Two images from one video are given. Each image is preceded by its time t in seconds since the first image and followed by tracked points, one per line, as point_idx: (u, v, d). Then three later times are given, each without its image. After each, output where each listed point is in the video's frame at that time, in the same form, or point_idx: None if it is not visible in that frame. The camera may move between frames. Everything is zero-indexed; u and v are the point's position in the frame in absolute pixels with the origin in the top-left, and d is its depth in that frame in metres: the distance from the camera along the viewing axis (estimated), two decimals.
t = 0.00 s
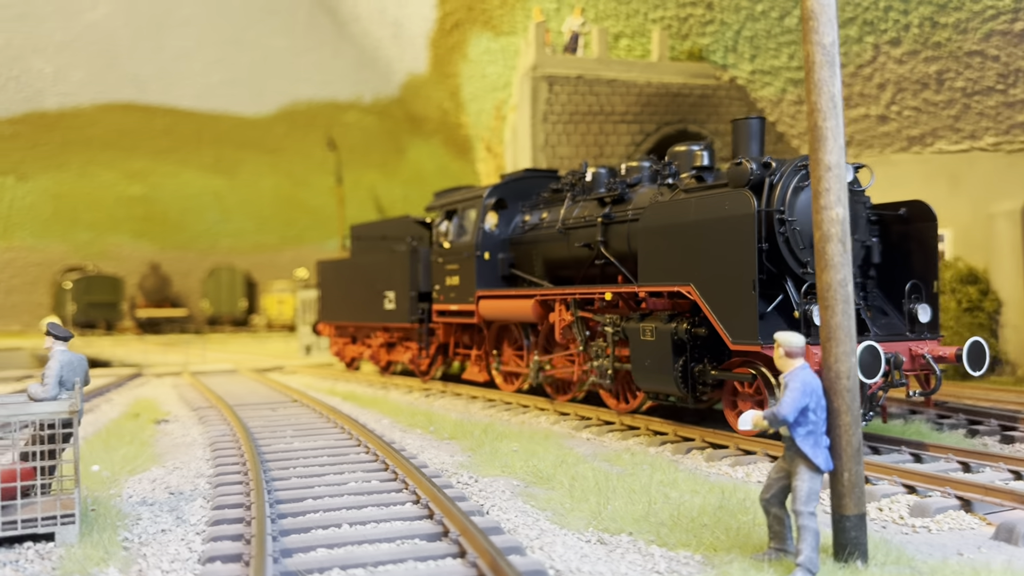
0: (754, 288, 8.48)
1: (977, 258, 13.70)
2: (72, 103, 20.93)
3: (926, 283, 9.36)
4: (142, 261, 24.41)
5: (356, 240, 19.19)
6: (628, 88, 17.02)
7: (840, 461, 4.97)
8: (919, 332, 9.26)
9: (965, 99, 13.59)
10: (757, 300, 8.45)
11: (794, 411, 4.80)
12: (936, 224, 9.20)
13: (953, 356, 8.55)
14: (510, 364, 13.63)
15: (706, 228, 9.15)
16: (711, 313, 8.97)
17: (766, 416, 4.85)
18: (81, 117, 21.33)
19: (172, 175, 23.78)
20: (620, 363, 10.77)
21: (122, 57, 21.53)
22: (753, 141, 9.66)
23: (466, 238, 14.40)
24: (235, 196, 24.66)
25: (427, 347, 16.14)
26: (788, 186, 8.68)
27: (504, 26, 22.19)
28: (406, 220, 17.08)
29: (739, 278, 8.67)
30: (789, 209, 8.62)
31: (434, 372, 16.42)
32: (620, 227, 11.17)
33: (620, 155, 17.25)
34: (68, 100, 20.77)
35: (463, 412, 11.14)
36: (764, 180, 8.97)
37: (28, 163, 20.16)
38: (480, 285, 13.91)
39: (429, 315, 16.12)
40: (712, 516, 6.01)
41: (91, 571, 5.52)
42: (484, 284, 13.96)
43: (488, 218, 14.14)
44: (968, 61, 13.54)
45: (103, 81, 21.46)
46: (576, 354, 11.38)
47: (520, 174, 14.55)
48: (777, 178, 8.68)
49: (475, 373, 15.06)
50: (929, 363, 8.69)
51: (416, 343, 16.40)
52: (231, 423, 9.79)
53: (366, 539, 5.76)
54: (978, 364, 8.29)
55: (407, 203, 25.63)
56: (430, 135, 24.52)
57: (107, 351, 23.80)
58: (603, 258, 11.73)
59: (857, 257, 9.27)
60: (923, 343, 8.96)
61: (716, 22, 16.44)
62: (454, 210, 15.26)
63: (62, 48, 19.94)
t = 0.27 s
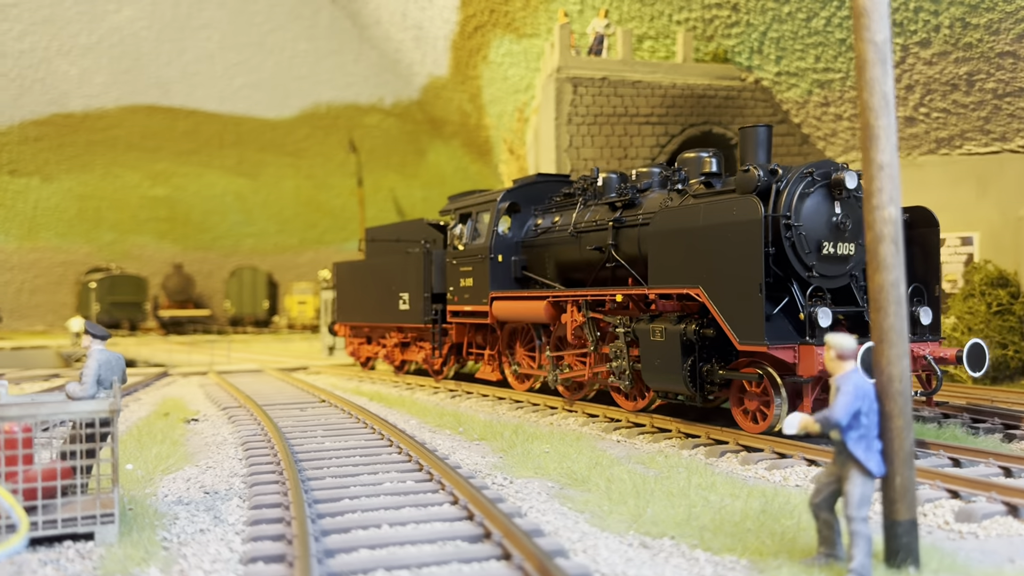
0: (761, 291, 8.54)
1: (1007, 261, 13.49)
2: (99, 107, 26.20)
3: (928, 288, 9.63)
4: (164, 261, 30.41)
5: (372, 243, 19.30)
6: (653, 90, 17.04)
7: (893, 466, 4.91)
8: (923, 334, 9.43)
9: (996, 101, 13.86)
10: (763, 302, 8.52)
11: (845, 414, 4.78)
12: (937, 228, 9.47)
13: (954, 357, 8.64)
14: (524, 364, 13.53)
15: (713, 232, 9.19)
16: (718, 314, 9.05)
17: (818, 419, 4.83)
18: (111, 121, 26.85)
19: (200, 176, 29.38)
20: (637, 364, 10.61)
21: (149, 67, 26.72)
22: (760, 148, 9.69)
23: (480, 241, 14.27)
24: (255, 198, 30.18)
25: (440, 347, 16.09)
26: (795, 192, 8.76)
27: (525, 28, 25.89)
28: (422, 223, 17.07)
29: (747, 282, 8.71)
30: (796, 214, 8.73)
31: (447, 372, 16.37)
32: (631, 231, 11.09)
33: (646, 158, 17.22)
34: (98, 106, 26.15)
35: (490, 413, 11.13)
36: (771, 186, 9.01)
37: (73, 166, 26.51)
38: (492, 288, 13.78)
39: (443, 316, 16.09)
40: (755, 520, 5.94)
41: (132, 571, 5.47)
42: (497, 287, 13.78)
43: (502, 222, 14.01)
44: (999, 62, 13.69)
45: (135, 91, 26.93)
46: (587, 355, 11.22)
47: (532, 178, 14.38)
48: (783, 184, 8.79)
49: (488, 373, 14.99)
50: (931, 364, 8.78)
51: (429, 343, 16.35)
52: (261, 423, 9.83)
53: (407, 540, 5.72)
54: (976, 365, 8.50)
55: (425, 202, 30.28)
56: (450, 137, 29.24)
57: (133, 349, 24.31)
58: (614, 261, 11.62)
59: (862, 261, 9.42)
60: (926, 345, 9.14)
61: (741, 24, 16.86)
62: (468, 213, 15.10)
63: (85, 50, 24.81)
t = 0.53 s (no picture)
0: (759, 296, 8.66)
1: None
2: (117, 109, 33.31)
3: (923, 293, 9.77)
4: (183, 262, 34.60)
5: (382, 246, 19.28)
6: (673, 92, 16.98)
7: (933, 475, 4.85)
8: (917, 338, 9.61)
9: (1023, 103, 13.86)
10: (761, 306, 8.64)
11: (886, 422, 4.72)
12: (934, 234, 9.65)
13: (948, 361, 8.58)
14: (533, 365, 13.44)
15: (714, 238, 9.35)
16: (717, 317, 9.19)
17: (858, 427, 4.77)
18: (128, 122, 33.69)
19: (217, 179, 34.79)
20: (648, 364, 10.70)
21: (168, 69, 33.92)
22: (760, 156, 9.95)
23: (487, 245, 14.27)
24: (274, 202, 35.16)
25: (448, 348, 15.99)
26: (794, 200, 8.86)
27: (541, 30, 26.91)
28: (430, 226, 17.03)
29: (746, 288, 8.83)
30: (793, 221, 8.85)
31: (454, 372, 16.30)
32: (635, 236, 11.17)
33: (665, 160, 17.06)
34: (116, 107, 33.26)
35: (511, 416, 11.11)
36: (770, 194, 9.09)
37: (93, 170, 33.19)
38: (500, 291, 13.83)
39: (450, 318, 15.97)
40: (788, 528, 5.88)
41: (160, 574, 5.43)
42: (504, 290, 13.86)
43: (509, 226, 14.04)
44: None
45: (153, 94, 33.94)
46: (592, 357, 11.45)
47: (539, 182, 14.39)
48: (782, 193, 8.89)
49: (495, 374, 14.94)
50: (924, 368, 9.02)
51: (436, 343, 16.27)
52: (283, 424, 9.84)
53: (436, 545, 5.68)
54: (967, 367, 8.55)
55: (439, 203, 35.03)
56: (465, 141, 34.69)
57: (152, 348, 24.57)
58: (619, 265, 11.70)
59: (860, 267, 9.52)
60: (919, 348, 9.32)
61: (763, 26, 16.84)
62: (475, 217, 15.10)
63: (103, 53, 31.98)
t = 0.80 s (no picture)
0: (756, 298, 8.87)
1: None
2: (133, 109, 33.96)
3: (917, 295, 10.06)
4: (198, 261, 34.97)
5: (390, 248, 19.24)
6: (692, 93, 16.94)
7: (971, 479, 4.77)
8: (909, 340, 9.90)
9: None
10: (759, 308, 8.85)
11: (923, 424, 4.64)
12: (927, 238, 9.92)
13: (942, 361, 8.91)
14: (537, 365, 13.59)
15: (713, 242, 9.53)
16: (716, 318, 9.39)
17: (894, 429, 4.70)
18: (144, 122, 34.38)
19: (232, 179, 35.62)
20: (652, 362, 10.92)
21: (183, 70, 34.42)
22: (760, 162, 10.41)
23: (493, 246, 14.42)
24: (287, 201, 35.81)
25: (453, 348, 16.02)
26: (791, 206, 9.11)
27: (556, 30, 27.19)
28: (436, 228, 17.05)
29: (743, 291, 9.03)
30: (791, 226, 9.09)
31: (460, 372, 16.36)
32: (637, 239, 11.35)
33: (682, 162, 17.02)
34: (132, 108, 33.90)
35: (529, 417, 11.08)
36: (769, 200, 9.32)
37: (109, 170, 33.80)
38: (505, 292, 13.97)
39: (456, 318, 16.06)
40: (819, 532, 5.81)
41: (187, 574, 5.39)
42: (509, 291, 13.97)
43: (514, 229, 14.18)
44: None
45: (169, 94, 34.62)
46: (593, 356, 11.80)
47: (544, 186, 14.51)
48: (779, 199, 9.13)
49: (500, 373, 15.04)
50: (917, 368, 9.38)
51: (442, 343, 16.31)
52: (303, 423, 9.85)
53: (464, 547, 5.63)
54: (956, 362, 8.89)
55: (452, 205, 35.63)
56: (481, 142, 35.62)
57: (168, 348, 24.69)
58: (621, 267, 11.86)
59: (855, 270, 9.80)
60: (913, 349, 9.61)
61: (782, 27, 17.07)
62: (482, 220, 15.22)
63: (124, 53, 32.64)
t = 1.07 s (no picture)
0: (756, 303, 8.94)
1: None
2: (149, 110, 35.15)
3: (912, 301, 10.40)
4: (210, 263, 34.57)
5: (398, 250, 19.18)
6: (711, 95, 16.90)
7: (1016, 487, 4.68)
8: (905, 343, 10.14)
9: None
10: (758, 312, 8.96)
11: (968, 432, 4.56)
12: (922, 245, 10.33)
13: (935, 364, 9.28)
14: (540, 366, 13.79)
15: (714, 247, 9.64)
16: (718, 321, 9.47)
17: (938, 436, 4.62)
18: (160, 123, 35.30)
19: (246, 180, 35.69)
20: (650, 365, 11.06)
21: (199, 71, 35.83)
22: (761, 170, 10.36)
23: (499, 250, 14.45)
24: (300, 202, 35.74)
25: (460, 349, 16.18)
26: (792, 212, 9.20)
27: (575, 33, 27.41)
28: (443, 230, 16.99)
29: (744, 295, 9.11)
30: (791, 232, 9.21)
31: (466, 372, 16.48)
32: (641, 244, 11.33)
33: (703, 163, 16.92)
34: (148, 108, 35.13)
35: (549, 420, 11.02)
36: (769, 206, 9.40)
37: (124, 171, 34.16)
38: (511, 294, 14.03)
39: (463, 320, 16.15)
40: (855, 540, 5.73)
41: None
42: (514, 293, 14.00)
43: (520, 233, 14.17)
44: None
45: (185, 95, 35.84)
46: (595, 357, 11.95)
47: (549, 191, 14.53)
48: (779, 205, 9.22)
49: (507, 374, 15.11)
50: (913, 370, 9.48)
51: (450, 345, 16.44)
52: (323, 425, 9.85)
53: (496, 552, 5.58)
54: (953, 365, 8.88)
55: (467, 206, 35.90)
56: (495, 142, 35.96)
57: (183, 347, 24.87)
58: (626, 271, 11.82)
59: (854, 275, 9.90)
60: (909, 353, 9.76)
61: (803, 29, 17.17)
62: (489, 223, 15.21)
63: (138, 54, 34.46)
